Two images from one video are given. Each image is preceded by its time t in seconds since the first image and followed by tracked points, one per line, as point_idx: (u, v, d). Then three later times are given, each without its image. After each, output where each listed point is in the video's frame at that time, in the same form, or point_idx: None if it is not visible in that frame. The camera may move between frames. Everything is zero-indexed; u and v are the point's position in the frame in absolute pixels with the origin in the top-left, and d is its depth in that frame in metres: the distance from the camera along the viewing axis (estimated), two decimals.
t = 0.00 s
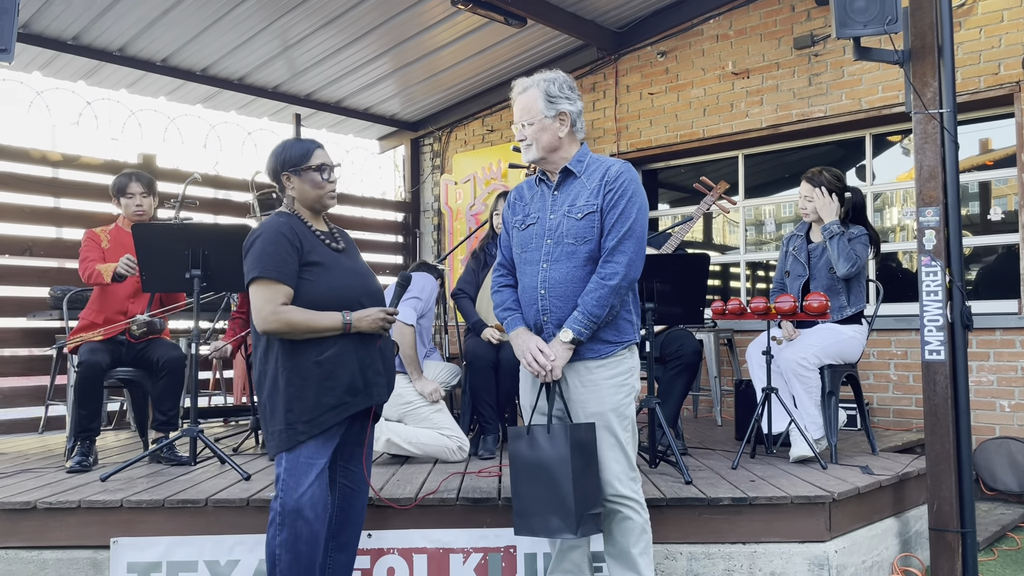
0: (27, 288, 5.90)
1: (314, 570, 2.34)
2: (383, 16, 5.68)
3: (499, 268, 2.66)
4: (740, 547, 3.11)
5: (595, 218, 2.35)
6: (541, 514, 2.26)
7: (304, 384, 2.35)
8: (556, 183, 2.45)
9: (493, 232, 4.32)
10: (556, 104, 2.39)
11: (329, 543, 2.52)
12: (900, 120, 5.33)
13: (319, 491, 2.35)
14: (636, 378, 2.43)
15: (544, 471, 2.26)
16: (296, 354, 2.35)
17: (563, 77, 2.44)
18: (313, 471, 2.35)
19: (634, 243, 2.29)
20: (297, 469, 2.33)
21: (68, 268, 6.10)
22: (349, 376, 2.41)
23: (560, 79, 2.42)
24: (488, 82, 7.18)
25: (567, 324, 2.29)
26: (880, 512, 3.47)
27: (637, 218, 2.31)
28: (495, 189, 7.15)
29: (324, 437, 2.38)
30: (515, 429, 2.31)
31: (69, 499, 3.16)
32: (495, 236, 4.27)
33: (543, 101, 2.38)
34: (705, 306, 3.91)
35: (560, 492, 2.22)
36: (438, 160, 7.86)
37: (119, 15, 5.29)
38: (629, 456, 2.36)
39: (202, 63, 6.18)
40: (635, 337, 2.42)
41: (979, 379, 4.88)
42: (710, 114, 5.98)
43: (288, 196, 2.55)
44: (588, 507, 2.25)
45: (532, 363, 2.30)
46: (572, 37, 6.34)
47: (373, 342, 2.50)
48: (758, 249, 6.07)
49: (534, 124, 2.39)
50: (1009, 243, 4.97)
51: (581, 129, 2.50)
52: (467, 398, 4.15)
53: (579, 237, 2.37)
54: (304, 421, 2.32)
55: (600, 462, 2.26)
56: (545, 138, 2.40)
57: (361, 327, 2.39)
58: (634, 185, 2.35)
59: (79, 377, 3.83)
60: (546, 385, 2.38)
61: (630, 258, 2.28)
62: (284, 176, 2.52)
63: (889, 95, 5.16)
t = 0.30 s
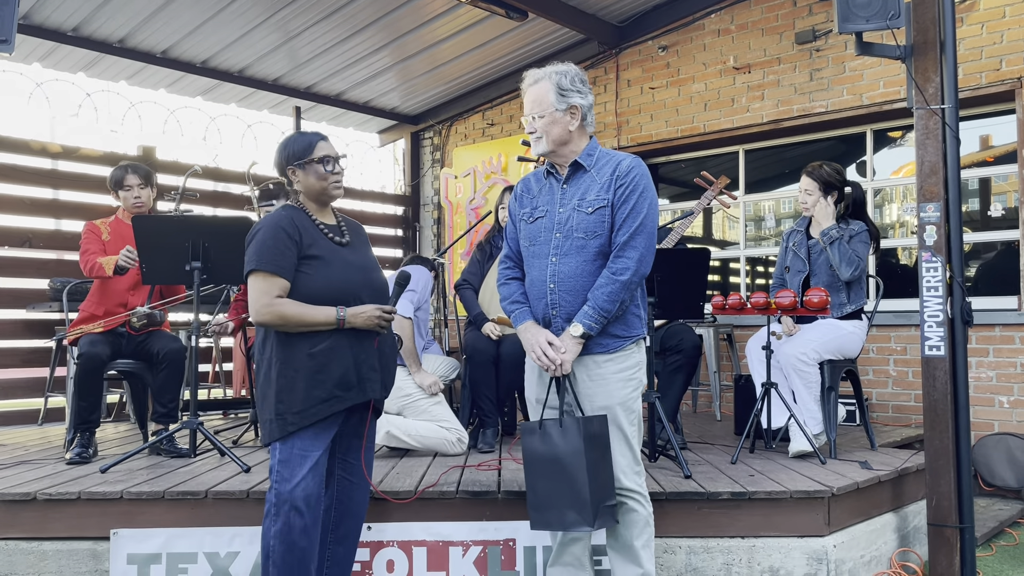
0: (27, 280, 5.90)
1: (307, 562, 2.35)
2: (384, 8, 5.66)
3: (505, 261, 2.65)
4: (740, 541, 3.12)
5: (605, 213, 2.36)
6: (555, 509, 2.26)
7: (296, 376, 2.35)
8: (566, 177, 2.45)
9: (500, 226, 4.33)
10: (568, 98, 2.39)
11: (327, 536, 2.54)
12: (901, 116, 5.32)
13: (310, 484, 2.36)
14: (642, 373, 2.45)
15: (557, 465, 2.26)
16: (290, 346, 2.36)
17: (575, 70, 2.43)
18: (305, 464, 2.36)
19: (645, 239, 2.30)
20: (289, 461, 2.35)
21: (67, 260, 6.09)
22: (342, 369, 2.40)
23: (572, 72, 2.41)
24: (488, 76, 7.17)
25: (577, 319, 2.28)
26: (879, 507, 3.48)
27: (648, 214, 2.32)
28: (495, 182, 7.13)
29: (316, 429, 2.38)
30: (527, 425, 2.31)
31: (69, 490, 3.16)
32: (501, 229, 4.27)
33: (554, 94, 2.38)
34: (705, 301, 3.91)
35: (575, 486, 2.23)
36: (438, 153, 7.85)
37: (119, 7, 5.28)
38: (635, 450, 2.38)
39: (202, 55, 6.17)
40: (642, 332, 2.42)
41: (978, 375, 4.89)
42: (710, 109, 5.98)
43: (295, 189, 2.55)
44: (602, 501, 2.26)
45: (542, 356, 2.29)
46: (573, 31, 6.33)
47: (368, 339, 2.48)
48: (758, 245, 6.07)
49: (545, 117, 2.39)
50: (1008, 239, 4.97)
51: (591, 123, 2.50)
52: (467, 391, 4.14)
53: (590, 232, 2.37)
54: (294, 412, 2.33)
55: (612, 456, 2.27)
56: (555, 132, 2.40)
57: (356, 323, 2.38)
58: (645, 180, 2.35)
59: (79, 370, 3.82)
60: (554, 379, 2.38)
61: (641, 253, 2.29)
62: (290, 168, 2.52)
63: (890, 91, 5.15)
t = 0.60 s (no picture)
0: (26, 273, 5.89)
1: (304, 555, 2.34)
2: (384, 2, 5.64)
3: (509, 255, 2.65)
4: (738, 537, 3.12)
5: (613, 208, 2.35)
6: (564, 502, 2.26)
7: (288, 369, 2.37)
8: (573, 171, 2.45)
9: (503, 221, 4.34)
10: (576, 93, 2.38)
11: (323, 530, 2.54)
12: (902, 112, 5.31)
13: (306, 479, 2.36)
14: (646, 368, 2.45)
15: (567, 459, 2.26)
16: (284, 340, 2.37)
17: (582, 65, 2.43)
18: (302, 458, 2.37)
19: (653, 235, 2.30)
20: (287, 455, 2.37)
21: (66, 253, 6.09)
22: (335, 363, 2.39)
23: (580, 67, 2.41)
24: (488, 71, 7.16)
25: (583, 314, 2.28)
26: (877, 503, 3.49)
27: (656, 210, 2.32)
28: (495, 177, 7.13)
29: (311, 421, 2.39)
30: (535, 420, 2.30)
31: (68, 483, 3.16)
32: (505, 223, 4.28)
33: (562, 89, 2.37)
34: (705, 297, 3.90)
35: (585, 480, 2.23)
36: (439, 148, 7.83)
37: None
38: (639, 445, 2.39)
39: (202, 49, 6.15)
40: (646, 327, 2.43)
41: (977, 371, 4.89)
42: (711, 104, 5.97)
43: (298, 181, 2.55)
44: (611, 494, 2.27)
45: (548, 350, 2.29)
46: (574, 26, 6.31)
47: (363, 333, 2.47)
48: (758, 241, 6.07)
49: (553, 112, 2.38)
50: (1008, 237, 4.97)
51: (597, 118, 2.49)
52: (465, 387, 4.13)
53: (597, 226, 2.37)
54: (287, 405, 2.34)
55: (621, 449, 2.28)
56: (563, 127, 2.39)
57: (348, 317, 2.37)
58: (653, 176, 2.35)
59: (78, 363, 3.82)
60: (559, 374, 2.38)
61: (648, 249, 2.29)
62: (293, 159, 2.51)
63: (891, 87, 5.13)
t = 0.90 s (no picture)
0: (26, 267, 5.89)
1: (302, 549, 2.35)
2: None
3: (511, 252, 2.65)
4: (738, 534, 3.12)
5: (614, 204, 2.35)
6: (561, 498, 2.26)
7: (285, 363, 2.38)
8: (574, 167, 2.45)
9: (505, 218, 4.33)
10: (578, 89, 2.37)
11: (323, 525, 2.53)
12: (903, 109, 5.31)
13: (305, 473, 2.36)
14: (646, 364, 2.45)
15: (565, 454, 2.26)
16: (283, 334, 2.39)
17: (584, 62, 2.42)
18: (300, 453, 2.37)
19: (653, 231, 2.30)
20: (286, 450, 2.38)
21: (66, 248, 6.09)
22: (332, 357, 2.39)
23: (581, 63, 2.40)
24: (489, 67, 7.15)
25: (583, 310, 2.28)
26: (877, 500, 3.50)
27: (657, 206, 2.32)
28: (495, 173, 7.13)
29: (309, 415, 2.39)
30: (533, 415, 2.31)
31: (68, 478, 3.16)
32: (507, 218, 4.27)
33: (565, 86, 2.36)
34: (705, 294, 3.90)
35: (582, 476, 2.23)
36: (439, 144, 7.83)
37: None
38: (638, 442, 2.39)
39: (202, 44, 6.14)
40: (647, 324, 2.43)
41: (977, 369, 4.89)
42: (712, 101, 5.96)
43: (301, 177, 2.55)
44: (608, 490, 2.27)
45: (548, 346, 2.29)
46: (575, 22, 6.30)
47: (361, 327, 2.46)
48: (758, 237, 6.06)
49: (556, 109, 2.37)
50: (1007, 235, 4.97)
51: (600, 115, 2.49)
52: (466, 383, 4.13)
53: (598, 223, 2.36)
54: (283, 398, 2.35)
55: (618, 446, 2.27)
56: (566, 124, 2.39)
57: (344, 311, 2.36)
58: (655, 172, 2.35)
59: (77, 358, 3.82)
60: (559, 370, 2.38)
61: (648, 246, 2.29)
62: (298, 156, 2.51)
63: (892, 84, 5.12)
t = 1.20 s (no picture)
0: (26, 264, 5.90)
1: (303, 545, 2.35)
2: None
3: (511, 249, 2.64)
4: (738, 531, 3.13)
5: (614, 201, 2.35)
6: (555, 494, 2.27)
7: (285, 358, 2.38)
8: (574, 165, 2.45)
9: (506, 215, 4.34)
10: (578, 86, 2.37)
11: (324, 522, 2.54)
12: (904, 107, 5.31)
13: (306, 469, 2.36)
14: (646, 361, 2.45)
15: (560, 452, 2.26)
16: (283, 329, 2.39)
17: (584, 59, 2.42)
18: (301, 449, 2.37)
19: (654, 228, 2.30)
20: (287, 446, 2.38)
21: (67, 245, 6.09)
22: (331, 353, 2.39)
23: (582, 60, 2.40)
24: (490, 65, 7.14)
25: (583, 307, 2.28)
26: (877, 497, 3.50)
27: (657, 203, 2.32)
28: (496, 171, 7.12)
29: (310, 411, 2.39)
30: (529, 411, 2.31)
31: (70, 474, 3.17)
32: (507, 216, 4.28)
33: (565, 83, 2.36)
34: (706, 292, 3.90)
35: (577, 474, 2.23)
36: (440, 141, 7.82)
37: None
38: (637, 439, 2.39)
39: (203, 41, 6.14)
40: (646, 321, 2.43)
41: (977, 366, 4.89)
42: (713, 98, 5.95)
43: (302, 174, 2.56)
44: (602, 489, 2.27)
45: (548, 342, 2.29)
46: (576, 19, 6.29)
47: (360, 323, 2.46)
48: (758, 235, 6.06)
49: (557, 106, 2.37)
50: (1008, 233, 4.97)
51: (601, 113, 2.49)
52: (466, 380, 4.14)
53: (598, 220, 2.36)
54: (282, 393, 2.35)
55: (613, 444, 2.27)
56: (567, 120, 2.39)
57: (343, 307, 2.36)
58: (656, 169, 2.35)
59: (79, 355, 3.82)
60: (558, 367, 2.38)
61: (648, 243, 2.29)
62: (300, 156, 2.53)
63: (894, 82, 5.12)
